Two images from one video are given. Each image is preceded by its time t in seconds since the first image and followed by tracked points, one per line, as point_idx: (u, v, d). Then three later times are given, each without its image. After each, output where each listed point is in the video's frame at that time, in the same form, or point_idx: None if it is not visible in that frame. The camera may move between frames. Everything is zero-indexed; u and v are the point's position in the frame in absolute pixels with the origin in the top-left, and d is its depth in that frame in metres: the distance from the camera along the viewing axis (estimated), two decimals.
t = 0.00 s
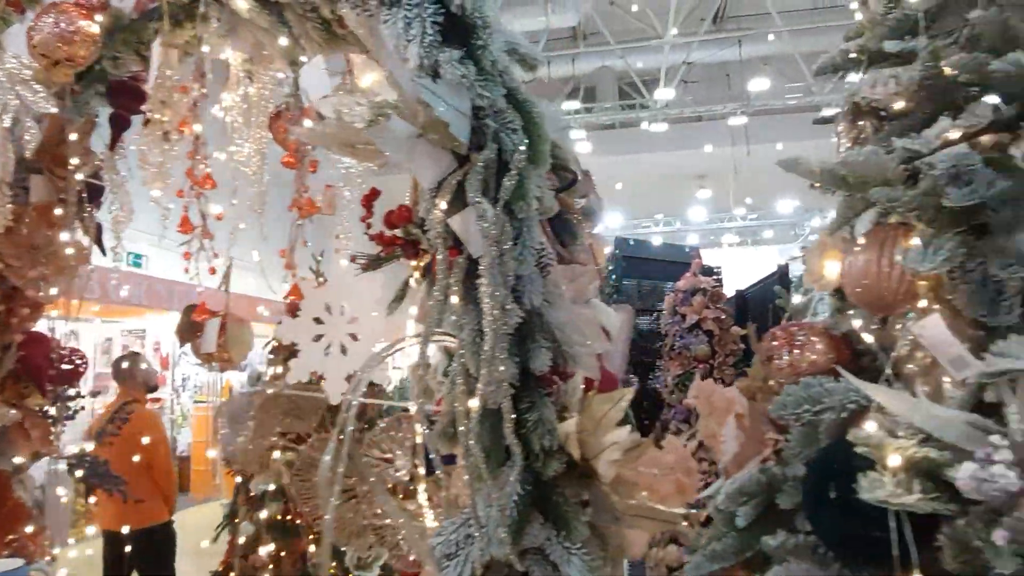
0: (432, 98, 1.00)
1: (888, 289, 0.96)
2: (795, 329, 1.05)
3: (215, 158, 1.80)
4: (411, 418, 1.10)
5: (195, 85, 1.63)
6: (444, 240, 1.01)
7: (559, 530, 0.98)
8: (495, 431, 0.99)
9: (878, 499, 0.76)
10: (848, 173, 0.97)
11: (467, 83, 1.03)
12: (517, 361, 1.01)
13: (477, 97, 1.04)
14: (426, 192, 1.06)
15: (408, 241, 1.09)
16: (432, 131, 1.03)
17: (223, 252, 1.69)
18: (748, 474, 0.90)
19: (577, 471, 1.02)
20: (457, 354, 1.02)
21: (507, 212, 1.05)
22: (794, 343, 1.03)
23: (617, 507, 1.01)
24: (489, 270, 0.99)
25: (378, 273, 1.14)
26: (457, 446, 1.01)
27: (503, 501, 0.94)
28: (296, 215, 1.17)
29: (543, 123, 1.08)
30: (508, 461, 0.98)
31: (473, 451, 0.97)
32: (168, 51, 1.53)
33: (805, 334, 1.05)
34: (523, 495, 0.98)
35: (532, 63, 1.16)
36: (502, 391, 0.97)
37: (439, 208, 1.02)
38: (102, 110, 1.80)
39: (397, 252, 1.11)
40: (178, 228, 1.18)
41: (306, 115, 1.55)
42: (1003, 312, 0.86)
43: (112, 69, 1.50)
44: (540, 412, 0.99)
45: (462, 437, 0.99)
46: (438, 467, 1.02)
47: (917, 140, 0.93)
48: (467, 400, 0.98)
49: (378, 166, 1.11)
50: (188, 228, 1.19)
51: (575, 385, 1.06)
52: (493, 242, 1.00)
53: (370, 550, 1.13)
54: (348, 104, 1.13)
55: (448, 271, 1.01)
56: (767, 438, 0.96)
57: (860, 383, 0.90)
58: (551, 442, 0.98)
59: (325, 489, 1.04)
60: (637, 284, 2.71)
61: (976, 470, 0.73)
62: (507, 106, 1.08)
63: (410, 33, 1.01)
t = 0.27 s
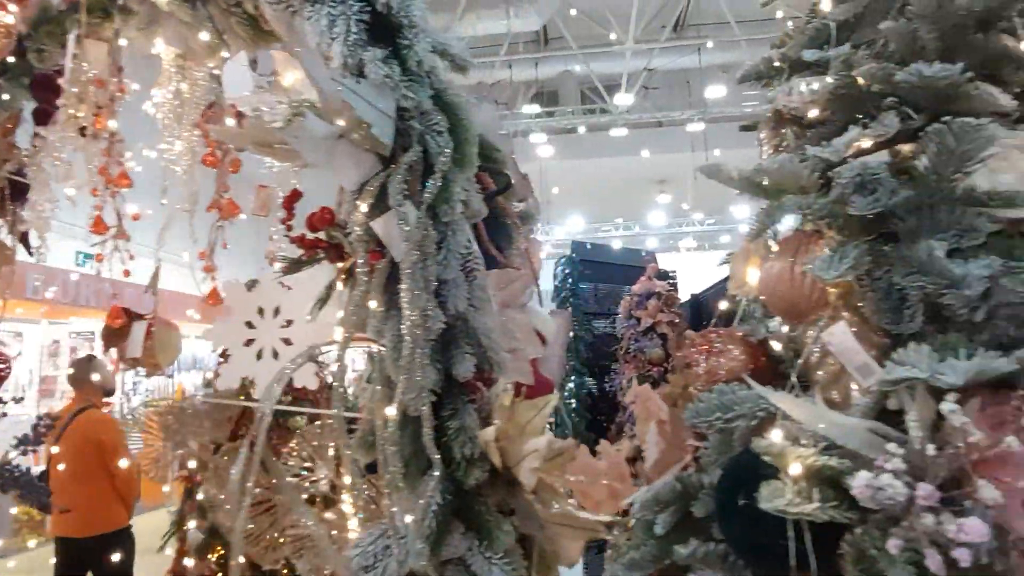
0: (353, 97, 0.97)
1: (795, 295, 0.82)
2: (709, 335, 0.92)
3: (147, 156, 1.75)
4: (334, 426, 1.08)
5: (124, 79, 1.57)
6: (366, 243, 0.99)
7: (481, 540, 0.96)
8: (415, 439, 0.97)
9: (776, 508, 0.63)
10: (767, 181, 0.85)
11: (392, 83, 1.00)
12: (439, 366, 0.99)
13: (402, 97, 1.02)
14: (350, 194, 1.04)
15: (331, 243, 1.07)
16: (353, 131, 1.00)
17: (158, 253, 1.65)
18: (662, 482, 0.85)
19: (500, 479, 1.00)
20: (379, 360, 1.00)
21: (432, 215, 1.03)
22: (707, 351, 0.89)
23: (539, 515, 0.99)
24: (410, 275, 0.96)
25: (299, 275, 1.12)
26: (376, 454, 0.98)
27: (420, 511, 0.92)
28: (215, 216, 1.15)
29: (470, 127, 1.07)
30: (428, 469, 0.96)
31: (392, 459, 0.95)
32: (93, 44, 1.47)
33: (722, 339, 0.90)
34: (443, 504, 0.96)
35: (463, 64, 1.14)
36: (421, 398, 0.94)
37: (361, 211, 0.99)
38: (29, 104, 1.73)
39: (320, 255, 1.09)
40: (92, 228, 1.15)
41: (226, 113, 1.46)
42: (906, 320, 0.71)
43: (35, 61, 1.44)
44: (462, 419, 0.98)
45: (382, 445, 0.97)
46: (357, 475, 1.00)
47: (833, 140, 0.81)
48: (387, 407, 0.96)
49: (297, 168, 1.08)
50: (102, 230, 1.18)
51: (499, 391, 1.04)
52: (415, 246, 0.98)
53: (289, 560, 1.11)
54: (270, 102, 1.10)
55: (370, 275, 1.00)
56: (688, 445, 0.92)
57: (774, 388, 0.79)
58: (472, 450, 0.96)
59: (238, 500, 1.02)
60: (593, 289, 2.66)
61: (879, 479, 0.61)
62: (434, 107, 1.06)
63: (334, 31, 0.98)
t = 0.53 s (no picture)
0: (256, 87, 0.93)
1: (699, 296, 0.82)
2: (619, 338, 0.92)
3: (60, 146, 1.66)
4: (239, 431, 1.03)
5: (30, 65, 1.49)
6: (268, 238, 0.95)
7: (387, 547, 0.93)
8: (317, 444, 0.92)
9: (662, 511, 0.61)
10: (674, 179, 0.85)
11: (299, 72, 0.96)
12: (345, 367, 0.95)
13: (311, 88, 0.98)
14: (253, 187, 1.00)
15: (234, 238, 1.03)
16: (257, 123, 0.95)
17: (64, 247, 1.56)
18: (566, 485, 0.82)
19: (409, 483, 0.97)
20: (282, 360, 0.96)
21: (341, 210, 0.99)
22: (615, 352, 0.89)
23: (448, 520, 0.97)
24: (313, 272, 0.92)
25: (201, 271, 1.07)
26: (276, 459, 0.94)
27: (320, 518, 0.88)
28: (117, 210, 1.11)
29: (383, 120, 1.04)
30: (331, 474, 0.92)
31: (292, 464, 0.91)
32: None
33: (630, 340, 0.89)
34: (346, 510, 0.92)
35: (378, 56, 1.11)
36: (324, 400, 0.90)
37: (263, 205, 0.95)
38: None
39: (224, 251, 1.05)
40: None
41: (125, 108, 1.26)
42: (802, 319, 0.71)
43: None
44: (368, 421, 0.94)
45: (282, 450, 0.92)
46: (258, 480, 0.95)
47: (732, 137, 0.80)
48: (287, 409, 0.92)
49: (199, 158, 1.03)
50: None
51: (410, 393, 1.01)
52: (320, 243, 0.94)
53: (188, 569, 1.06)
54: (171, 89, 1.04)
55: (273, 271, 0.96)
56: (596, 447, 0.89)
57: (672, 390, 0.78)
58: (376, 454, 0.93)
59: (128, 508, 0.96)
60: (544, 290, 2.61)
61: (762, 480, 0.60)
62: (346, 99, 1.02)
63: (239, 17, 0.91)
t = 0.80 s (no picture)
0: (175, 70, 0.89)
1: (628, 292, 0.80)
2: (547, 332, 0.88)
3: None
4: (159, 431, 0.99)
5: None
6: (186, 229, 0.91)
7: (311, 550, 0.89)
8: (236, 444, 0.89)
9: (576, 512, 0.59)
10: (605, 172, 0.83)
11: (223, 56, 0.92)
12: (269, 364, 0.91)
13: (236, 73, 0.93)
14: (173, 176, 0.95)
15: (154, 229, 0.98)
16: (177, 108, 0.91)
17: None
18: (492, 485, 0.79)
19: (335, 483, 0.94)
20: (203, 357, 0.92)
21: (267, 201, 0.95)
22: (545, 348, 0.86)
23: (378, 523, 0.95)
24: (233, 265, 0.88)
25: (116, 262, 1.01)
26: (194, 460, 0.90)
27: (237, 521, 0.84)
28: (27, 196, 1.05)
29: (315, 108, 0.99)
30: (252, 475, 0.89)
31: (210, 465, 0.87)
32: None
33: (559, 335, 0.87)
34: (267, 512, 0.88)
35: (313, 43, 1.07)
36: (244, 398, 0.87)
37: (182, 194, 0.91)
38: None
39: (143, 241, 1.00)
40: None
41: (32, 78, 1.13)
42: (726, 315, 0.70)
43: None
44: (292, 420, 0.90)
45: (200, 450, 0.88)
46: (176, 483, 0.91)
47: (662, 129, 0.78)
48: (206, 407, 0.88)
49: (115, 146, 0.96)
50: None
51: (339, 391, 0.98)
52: (243, 234, 0.90)
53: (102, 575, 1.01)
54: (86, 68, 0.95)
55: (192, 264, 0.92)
56: (527, 445, 0.87)
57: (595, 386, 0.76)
58: (300, 454, 0.89)
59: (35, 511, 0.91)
60: (509, 290, 2.27)
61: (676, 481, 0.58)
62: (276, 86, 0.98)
63: None
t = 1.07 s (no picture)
0: (100, 43, 0.84)
1: (568, 279, 0.78)
2: (486, 320, 0.88)
3: None
4: (81, 423, 0.94)
5: None
6: (108, 209, 0.87)
7: (240, 547, 0.86)
8: (160, 436, 0.85)
9: (497, 501, 0.57)
10: (547, 157, 0.81)
11: (152, 30, 0.88)
12: (198, 353, 0.87)
13: (166, 49, 0.89)
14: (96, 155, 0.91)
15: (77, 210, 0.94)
16: (101, 83, 0.87)
17: None
18: (424, 477, 0.77)
19: (267, 477, 0.90)
20: (128, 345, 0.88)
21: (198, 183, 0.91)
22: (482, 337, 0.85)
23: (311, 519, 0.91)
24: (158, 248, 0.84)
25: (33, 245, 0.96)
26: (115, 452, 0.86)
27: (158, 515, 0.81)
28: None
29: (252, 89, 0.95)
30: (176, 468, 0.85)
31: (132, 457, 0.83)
32: None
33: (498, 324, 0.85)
34: (193, 507, 0.85)
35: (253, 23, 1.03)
36: (169, 387, 0.83)
37: (104, 174, 0.87)
38: None
39: (65, 224, 0.96)
40: None
41: None
42: (663, 299, 0.68)
43: None
44: (221, 410, 0.87)
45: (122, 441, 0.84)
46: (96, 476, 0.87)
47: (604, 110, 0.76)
48: (128, 397, 0.84)
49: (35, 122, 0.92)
50: None
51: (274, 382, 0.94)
52: (171, 217, 0.86)
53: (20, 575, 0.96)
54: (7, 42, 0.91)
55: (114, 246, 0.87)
56: (465, 437, 0.85)
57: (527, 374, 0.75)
58: (228, 446, 0.86)
59: None
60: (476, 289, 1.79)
61: (597, 465, 0.57)
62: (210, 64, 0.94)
63: None
